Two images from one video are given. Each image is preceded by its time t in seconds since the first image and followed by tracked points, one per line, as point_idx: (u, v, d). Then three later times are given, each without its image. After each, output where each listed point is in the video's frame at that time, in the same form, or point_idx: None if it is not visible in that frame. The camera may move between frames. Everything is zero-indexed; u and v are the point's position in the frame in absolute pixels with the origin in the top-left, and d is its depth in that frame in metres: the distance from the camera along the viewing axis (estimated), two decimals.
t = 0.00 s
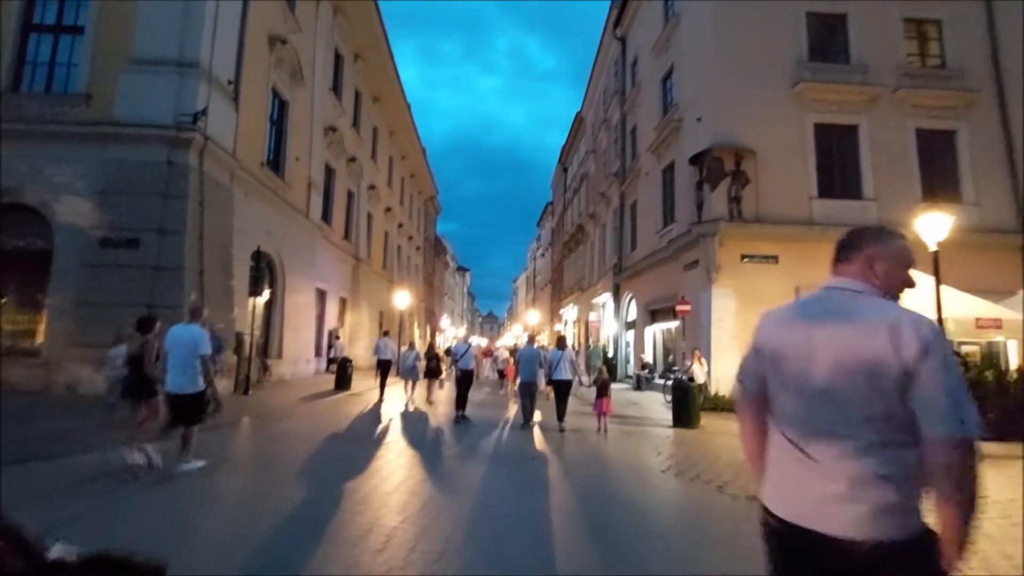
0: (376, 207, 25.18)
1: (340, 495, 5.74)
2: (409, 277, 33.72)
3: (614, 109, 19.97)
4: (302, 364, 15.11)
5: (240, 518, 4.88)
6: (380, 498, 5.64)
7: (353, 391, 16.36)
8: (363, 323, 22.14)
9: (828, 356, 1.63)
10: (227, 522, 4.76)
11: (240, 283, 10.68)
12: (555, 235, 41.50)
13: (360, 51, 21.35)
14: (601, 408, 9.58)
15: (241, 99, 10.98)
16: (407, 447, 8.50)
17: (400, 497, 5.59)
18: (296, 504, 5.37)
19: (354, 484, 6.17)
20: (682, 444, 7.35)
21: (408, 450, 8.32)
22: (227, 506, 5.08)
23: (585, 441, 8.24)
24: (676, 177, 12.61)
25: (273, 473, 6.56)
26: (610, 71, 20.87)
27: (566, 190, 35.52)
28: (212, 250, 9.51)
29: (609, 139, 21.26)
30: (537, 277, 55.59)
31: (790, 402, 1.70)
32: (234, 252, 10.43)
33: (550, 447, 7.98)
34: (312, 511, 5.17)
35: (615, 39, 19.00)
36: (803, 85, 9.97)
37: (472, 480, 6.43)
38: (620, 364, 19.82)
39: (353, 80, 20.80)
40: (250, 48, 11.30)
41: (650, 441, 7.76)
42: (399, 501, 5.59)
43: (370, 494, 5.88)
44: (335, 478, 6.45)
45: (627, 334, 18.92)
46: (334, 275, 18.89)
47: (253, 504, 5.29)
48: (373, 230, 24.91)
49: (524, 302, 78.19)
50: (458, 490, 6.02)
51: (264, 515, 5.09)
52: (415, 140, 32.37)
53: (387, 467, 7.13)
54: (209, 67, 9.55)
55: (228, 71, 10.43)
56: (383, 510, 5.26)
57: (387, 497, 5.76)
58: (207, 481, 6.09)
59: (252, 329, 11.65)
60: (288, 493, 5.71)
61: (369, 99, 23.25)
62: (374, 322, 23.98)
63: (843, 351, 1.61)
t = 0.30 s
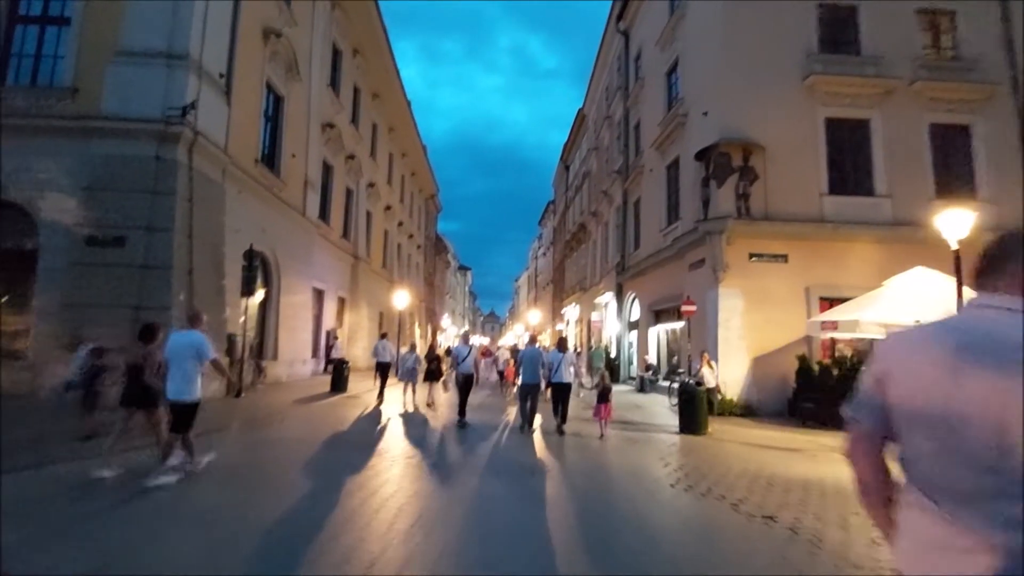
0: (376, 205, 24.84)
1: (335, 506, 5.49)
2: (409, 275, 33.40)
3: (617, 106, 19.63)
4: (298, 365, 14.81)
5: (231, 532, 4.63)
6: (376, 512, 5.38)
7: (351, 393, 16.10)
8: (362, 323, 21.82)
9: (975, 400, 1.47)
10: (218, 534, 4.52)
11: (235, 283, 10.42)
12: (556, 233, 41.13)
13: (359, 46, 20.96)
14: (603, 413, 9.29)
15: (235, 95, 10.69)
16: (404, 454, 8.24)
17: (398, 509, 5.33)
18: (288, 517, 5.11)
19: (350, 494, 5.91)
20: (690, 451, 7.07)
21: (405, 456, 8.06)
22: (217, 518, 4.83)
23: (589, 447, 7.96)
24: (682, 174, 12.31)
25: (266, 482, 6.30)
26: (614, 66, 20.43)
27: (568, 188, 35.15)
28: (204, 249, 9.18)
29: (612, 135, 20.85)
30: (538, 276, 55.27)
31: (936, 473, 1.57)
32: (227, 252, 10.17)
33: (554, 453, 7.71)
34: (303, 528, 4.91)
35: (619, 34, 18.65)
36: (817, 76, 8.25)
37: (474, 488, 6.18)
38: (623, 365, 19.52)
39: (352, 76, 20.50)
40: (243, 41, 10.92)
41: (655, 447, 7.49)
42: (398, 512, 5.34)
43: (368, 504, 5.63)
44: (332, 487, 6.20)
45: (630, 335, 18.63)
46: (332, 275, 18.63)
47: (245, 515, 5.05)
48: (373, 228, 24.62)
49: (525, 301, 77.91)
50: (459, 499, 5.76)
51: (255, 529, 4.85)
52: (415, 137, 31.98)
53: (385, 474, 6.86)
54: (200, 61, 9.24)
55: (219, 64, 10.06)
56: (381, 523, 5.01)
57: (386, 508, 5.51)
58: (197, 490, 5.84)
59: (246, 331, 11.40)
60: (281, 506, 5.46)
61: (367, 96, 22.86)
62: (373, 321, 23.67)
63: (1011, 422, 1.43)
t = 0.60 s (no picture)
0: (376, 203, 24.62)
1: (327, 504, 5.17)
2: (410, 275, 33.15)
3: (620, 101, 19.30)
4: (295, 364, 14.50)
5: (213, 530, 4.32)
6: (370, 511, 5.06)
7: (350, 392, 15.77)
8: (362, 322, 21.53)
9: None
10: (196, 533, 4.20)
11: (227, 279, 10.10)
12: (559, 232, 40.84)
13: (358, 41, 20.71)
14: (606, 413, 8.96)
15: (227, 86, 10.41)
16: (398, 455, 7.89)
17: (393, 510, 4.99)
18: (275, 517, 4.78)
19: (344, 494, 5.59)
20: (700, 453, 6.71)
21: (400, 457, 7.71)
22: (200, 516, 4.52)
23: (593, 448, 7.62)
24: (687, 169, 11.97)
25: (255, 482, 5.98)
26: (616, 61, 20.16)
27: (571, 186, 34.78)
28: (194, 242, 8.87)
29: (615, 131, 20.54)
30: (541, 275, 54.92)
31: None
32: (218, 247, 9.84)
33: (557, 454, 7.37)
34: (292, 525, 4.60)
35: (621, 27, 18.33)
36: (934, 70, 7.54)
37: (473, 489, 5.84)
38: (627, 365, 19.14)
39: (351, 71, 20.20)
40: (236, 29, 10.65)
41: (662, 450, 7.14)
42: (392, 512, 5.02)
43: (362, 504, 5.31)
44: (324, 487, 5.87)
45: (635, 334, 18.27)
46: (331, 273, 18.30)
47: (229, 514, 4.74)
48: (373, 226, 24.31)
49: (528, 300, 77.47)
50: (457, 499, 5.43)
51: (241, 527, 4.53)
52: (416, 135, 31.75)
53: (379, 475, 6.53)
54: (188, 49, 8.93)
55: (211, 53, 9.79)
56: (375, 523, 4.69)
57: (381, 507, 5.19)
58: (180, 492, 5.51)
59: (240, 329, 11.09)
60: (268, 505, 5.14)
61: (367, 91, 22.54)
62: (374, 321, 23.36)
63: None
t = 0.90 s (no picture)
0: (372, 206, 24.34)
1: (321, 515, 4.89)
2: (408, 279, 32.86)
3: (619, 101, 19.07)
4: (289, 369, 14.19)
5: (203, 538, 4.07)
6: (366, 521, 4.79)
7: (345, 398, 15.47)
8: (358, 326, 21.23)
9: None
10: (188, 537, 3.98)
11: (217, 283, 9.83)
12: (558, 235, 40.58)
13: (354, 42, 20.48)
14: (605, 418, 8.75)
15: (217, 84, 10.14)
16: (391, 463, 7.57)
17: (384, 525, 4.67)
18: (259, 533, 4.46)
19: (337, 504, 5.31)
20: (705, 465, 6.42)
21: (394, 465, 7.39)
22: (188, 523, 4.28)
23: (595, 456, 7.32)
24: (688, 169, 11.71)
25: (242, 492, 5.70)
26: (615, 61, 19.93)
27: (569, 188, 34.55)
28: (181, 244, 8.57)
29: (614, 132, 20.29)
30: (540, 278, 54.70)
31: None
32: (206, 249, 9.52)
33: (557, 462, 7.08)
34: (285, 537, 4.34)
35: (620, 27, 18.11)
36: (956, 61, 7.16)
37: (473, 497, 5.57)
38: (628, 369, 18.84)
39: (347, 73, 19.97)
40: (226, 26, 10.38)
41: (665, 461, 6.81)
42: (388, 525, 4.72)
43: (356, 515, 5.04)
44: (315, 496, 5.59)
45: (635, 337, 17.99)
46: (326, 276, 18.02)
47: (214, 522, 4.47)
48: (369, 229, 24.04)
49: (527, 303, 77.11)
50: (457, 509, 5.15)
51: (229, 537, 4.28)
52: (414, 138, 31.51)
53: (373, 484, 6.23)
54: (177, 46, 8.63)
55: (200, 50, 9.51)
56: (366, 538, 4.40)
57: (376, 519, 4.91)
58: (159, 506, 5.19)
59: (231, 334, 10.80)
60: (253, 519, 4.85)
61: (363, 92, 22.29)
62: (370, 325, 23.05)
63: None
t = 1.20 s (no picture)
0: (371, 203, 24.06)
1: (309, 522, 4.66)
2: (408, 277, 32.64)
3: (621, 96, 18.73)
4: (284, 368, 13.95)
5: (191, 544, 3.87)
6: (359, 527, 4.55)
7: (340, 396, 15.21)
8: (356, 324, 21.00)
9: None
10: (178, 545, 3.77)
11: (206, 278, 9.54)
12: (558, 233, 40.30)
13: (352, 36, 20.18)
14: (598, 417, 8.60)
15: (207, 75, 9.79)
16: (384, 464, 7.30)
17: (372, 533, 4.41)
18: (241, 542, 4.20)
19: (323, 510, 5.06)
20: (710, 468, 6.13)
21: (387, 466, 7.13)
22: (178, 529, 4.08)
23: (595, 458, 7.04)
24: (692, 162, 11.38)
25: (231, 496, 5.46)
26: (618, 56, 19.59)
27: (571, 186, 34.24)
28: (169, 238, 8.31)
29: (616, 127, 19.96)
30: (541, 277, 54.40)
31: None
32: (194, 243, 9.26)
33: (556, 464, 6.80)
34: (277, 543, 4.13)
35: (623, 19, 17.77)
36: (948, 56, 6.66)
37: (472, 501, 5.33)
38: (629, 368, 18.57)
39: (345, 67, 19.67)
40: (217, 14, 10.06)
41: (667, 464, 6.52)
42: (382, 531, 4.48)
43: (353, 519, 4.82)
44: (306, 500, 5.35)
45: (636, 336, 17.73)
46: (323, 273, 17.76)
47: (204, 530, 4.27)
48: (368, 226, 23.75)
49: (528, 301, 76.77)
50: (455, 514, 4.91)
51: (220, 544, 4.08)
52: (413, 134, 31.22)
53: (367, 486, 5.99)
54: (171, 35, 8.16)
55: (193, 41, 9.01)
56: (351, 545, 4.15)
57: (370, 524, 4.67)
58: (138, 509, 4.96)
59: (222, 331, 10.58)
60: (242, 524, 4.63)
61: (362, 88, 22.01)
62: (369, 323, 22.82)
63: None
